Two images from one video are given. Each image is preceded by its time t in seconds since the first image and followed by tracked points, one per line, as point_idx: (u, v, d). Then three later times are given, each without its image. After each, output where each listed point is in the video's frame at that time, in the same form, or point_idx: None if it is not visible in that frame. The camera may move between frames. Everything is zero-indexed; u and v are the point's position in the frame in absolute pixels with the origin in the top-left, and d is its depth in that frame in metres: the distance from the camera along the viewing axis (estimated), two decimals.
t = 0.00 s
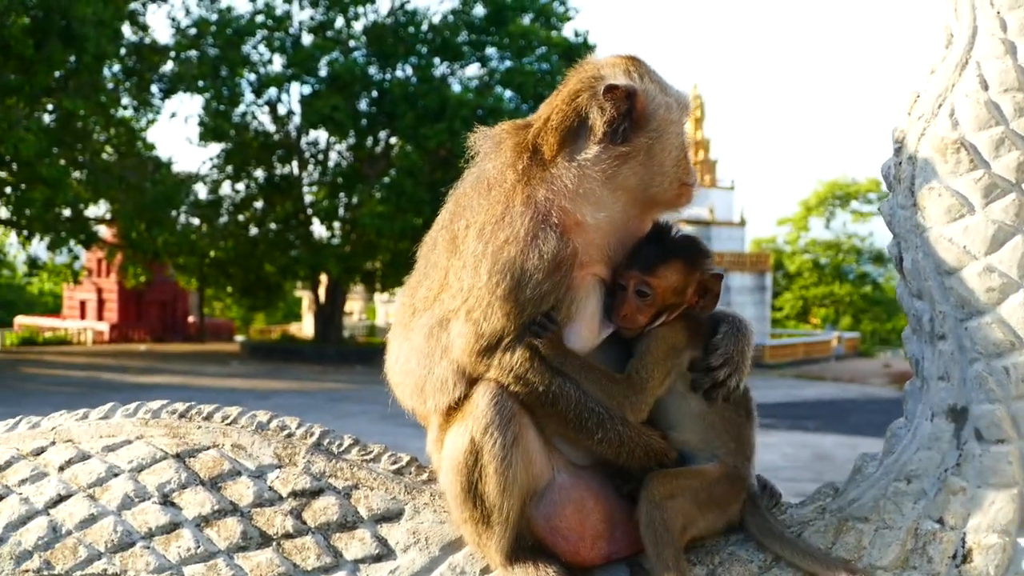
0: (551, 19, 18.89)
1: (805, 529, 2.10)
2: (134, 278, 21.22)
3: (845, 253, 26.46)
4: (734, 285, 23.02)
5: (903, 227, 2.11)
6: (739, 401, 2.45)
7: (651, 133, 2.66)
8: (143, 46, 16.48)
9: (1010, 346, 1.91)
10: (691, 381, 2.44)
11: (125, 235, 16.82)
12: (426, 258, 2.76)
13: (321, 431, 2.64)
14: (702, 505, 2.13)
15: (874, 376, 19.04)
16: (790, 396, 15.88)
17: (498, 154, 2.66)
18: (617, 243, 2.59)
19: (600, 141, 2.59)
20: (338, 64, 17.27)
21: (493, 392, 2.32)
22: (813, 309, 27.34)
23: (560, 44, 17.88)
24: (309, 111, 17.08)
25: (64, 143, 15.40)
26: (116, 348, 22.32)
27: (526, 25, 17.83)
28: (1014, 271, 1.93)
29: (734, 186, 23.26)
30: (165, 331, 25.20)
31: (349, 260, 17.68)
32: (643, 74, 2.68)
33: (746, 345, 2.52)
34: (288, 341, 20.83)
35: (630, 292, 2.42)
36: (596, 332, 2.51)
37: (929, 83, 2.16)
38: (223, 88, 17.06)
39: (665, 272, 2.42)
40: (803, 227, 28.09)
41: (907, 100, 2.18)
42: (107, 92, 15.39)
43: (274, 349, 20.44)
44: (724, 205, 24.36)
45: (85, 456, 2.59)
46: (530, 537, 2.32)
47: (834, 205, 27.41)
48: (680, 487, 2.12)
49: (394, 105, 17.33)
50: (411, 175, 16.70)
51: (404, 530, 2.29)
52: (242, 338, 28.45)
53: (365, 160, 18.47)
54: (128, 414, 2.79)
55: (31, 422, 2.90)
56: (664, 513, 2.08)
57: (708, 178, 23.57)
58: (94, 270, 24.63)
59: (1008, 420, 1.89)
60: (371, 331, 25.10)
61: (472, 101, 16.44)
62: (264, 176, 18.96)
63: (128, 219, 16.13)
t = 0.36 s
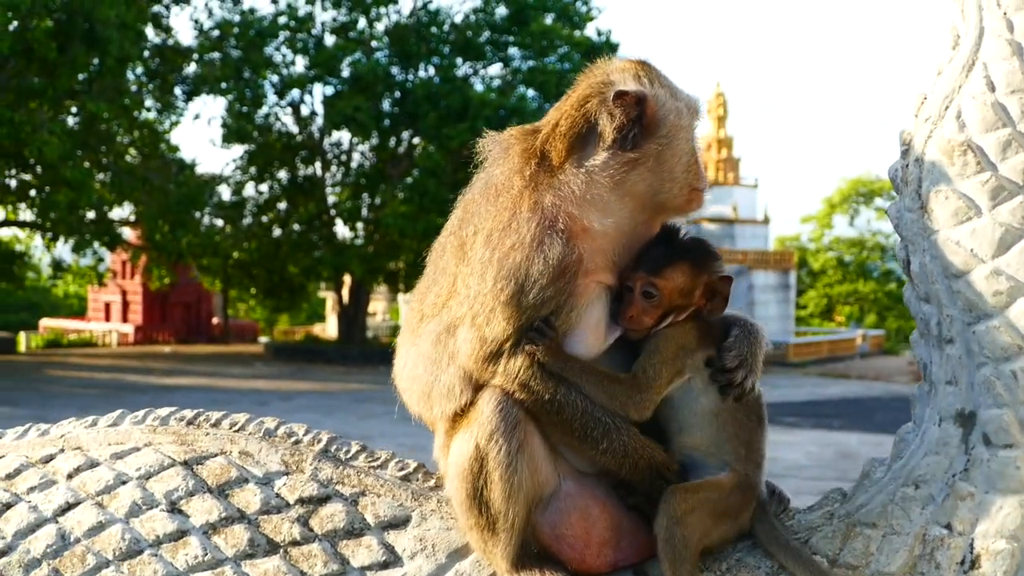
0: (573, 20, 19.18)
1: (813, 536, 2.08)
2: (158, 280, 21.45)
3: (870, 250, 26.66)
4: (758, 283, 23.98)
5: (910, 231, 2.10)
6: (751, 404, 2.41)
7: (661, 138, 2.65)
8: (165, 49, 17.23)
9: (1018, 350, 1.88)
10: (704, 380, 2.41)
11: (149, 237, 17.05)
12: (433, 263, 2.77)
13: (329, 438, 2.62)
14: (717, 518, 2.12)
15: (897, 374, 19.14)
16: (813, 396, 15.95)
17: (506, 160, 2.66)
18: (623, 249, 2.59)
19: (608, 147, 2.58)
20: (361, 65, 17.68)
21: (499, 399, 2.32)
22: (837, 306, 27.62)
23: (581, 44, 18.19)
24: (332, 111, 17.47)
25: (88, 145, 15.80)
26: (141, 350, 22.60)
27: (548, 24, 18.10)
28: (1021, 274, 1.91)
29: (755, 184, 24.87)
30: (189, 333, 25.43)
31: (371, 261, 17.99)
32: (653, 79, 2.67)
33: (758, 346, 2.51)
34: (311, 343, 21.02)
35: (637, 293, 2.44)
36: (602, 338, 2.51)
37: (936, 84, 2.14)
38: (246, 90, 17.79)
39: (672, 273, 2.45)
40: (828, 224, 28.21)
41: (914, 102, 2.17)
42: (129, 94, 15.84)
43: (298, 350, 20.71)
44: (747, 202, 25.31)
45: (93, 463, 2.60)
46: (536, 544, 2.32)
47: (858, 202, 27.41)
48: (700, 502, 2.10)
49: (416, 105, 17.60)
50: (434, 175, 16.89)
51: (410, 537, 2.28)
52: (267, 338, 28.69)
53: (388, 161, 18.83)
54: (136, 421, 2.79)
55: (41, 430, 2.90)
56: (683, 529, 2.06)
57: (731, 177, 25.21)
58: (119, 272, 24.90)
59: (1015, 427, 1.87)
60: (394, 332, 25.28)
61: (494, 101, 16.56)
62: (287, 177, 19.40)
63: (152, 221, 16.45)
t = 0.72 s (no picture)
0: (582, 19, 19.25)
1: (796, 541, 2.07)
2: (166, 281, 21.49)
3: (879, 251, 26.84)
4: (768, 283, 24.65)
5: (893, 236, 2.09)
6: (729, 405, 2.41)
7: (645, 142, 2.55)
8: (174, 50, 17.38)
9: (999, 356, 1.88)
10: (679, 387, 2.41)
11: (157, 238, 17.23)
12: (412, 271, 2.77)
13: (314, 443, 2.61)
14: (697, 522, 2.12)
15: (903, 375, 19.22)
16: (819, 397, 15.99)
17: (481, 167, 2.66)
18: (599, 256, 2.55)
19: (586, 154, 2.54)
20: (369, 65, 17.77)
21: (482, 403, 2.32)
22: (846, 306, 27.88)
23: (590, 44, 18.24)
24: (340, 112, 17.57)
25: (97, 146, 15.92)
26: (148, 351, 22.68)
27: (556, 23, 18.17)
28: (1002, 279, 1.90)
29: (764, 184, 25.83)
30: (198, 333, 25.40)
31: (380, 261, 18.07)
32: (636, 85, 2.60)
33: (740, 351, 2.50)
34: (320, 343, 21.10)
35: (613, 302, 2.42)
36: (580, 342, 2.50)
37: (919, 89, 2.14)
38: (254, 90, 17.85)
39: (647, 282, 2.41)
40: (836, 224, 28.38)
41: (898, 107, 2.17)
42: (138, 95, 16.06)
43: (307, 350, 20.84)
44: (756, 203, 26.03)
45: (79, 468, 2.60)
46: (519, 549, 2.31)
47: (866, 202, 27.55)
48: (677, 507, 2.12)
49: (424, 105, 17.66)
50: (443, 176, 16.93)
51: (394, 543, 2.28)
52: (274, 338, 28.78)
53: (397, 161, 18.90)
54: (123, 426, 2.77)
55: (29, 434, 2.90)
56: (660, 535, 2.08)
57: (740, 178, 25.98)
58: (128, 273, 25.25)
59: (996, 432, 1.86)
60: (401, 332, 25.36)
61: (502, 101, 16.61)
62: (295, 177, 19.52)
63: (160, 222, 16.55)
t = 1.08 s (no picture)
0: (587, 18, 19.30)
1: (777, 548, 2.07)
2: (170, 280, 21.44)
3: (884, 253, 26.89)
4: (773, 284, 24.65)
5: (875, 241, 2.09)
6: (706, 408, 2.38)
7: (581, 177, 2.45)
8: (179, 48, 17.45)
9: (979, 363, 1.88)
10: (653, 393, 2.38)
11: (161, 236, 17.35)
12: (399, 265, 2.93)
13: (299, 445, 2.61)
14: (674, 525, 2.12)
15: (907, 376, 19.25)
16: (822, 399, 16.00)
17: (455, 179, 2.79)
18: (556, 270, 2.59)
19: (525, 182, 2.54)
20: (374, 64, 17.81)
21: (441, 403, 2.41)
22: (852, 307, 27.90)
23: (595, 43, 18.33)
24: (345, 110, 17.59)
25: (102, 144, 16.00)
26: (152, 348, 22.68)
27: (561, 23, 18.19)
28: (984, 286, 1.90)
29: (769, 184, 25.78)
30: (201, 330, 25.53)
31: (384, 260, 18.08)
32: (585, 114, 2.49)
33: (716, 360, 2.50)
34: (324, 342, 21.15)
35: (585, 313, 2.41)
36: (543, 344, 2.55)
37: (902, 94, 2.15)
38: (259, 89, 17.88)
39: (618, 292, 2.37)
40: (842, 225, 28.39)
41: (880, 112, 2.18)
42: (143, 93, 16.16)
43: (312, 349, 20.89)
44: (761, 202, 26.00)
45: (65, 469, 2.59)
46: (498, 551, 2.32)
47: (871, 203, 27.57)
48: (653, 508, 2.10)
49: (429, 104, 17.66)
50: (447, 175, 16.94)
51: (377, 545, 2.28)
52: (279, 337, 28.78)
53: (401, 160, 18.84)
54: (109, 427, 2.77)
55: (16, 434, 2.88)
56: (635, 537, 2.07)
57: (745, 178, 25.98)
58: (132, 270, 24.77)
59: (976, 437, 1.85)
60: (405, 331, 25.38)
61: (506, 100, 16.60)
62: (299, 176, 19.60)
63: (165, 220, 16.60)
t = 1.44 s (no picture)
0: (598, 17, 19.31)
1: (770, 547, 2.08)
2: (178, 273, 21.54)
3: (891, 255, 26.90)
4: (780, 286, 24.55)
5: (871, 242, 2.10)
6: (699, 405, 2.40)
7: (571, 182, 2.49)
8: (190, 42, 17.53)
9: (974, 366, 1.88)
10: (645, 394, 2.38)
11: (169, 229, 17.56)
12: (396, 256, 2.95)
13: (296, 438, 2.61)
14: (664, 522, 2.13)
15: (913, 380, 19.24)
16: (828, 402, 16.01)
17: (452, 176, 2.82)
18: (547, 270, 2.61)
19: (516, 184, 2.57)
20: (384, 61, 17.85)
21: (436, 405, 2.45)
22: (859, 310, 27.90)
23: (605, 43, 18.33)
24: (355, 106, 17.63)
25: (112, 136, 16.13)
26: (159, 341, 22.72)
27: (572, 22, 18.17)
28: (982, 290, 1.90)
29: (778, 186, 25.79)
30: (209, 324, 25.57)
31: (392, 257, 18.07)
32: (578, 118, 2.50)
33: (710, 362, 2.52)
34: (331, 337, 21.20)
35: (578, 313, 2.42)
36: (531, 341, 2.58)
37: (901, 95, 2.16)
38: (269, 84, 17.90)
39: (610, 292, 2.39)
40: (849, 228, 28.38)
41: (880, 113, 2.19)
42: (153, 87, 16.25)
43: (318, 344, 20.93)
44: (769, 204, 26.04)
45: (63, 458, 2.58)
46: (491, 546, 2.36)
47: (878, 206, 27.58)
48: (644, 505, 2.12)
49: (438, 101, 17.66)
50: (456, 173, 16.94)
51: (372, 539, 2.28)
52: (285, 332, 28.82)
53: (410, 156, 18.90)
54: (108, 417, 2.77)
55: (14, 424, 2.89)
56: (626, 534, 2.08)
57: (753, 179, 26.01)
58: (141, 264, 25.16)
59: (969, 440, 1.86)
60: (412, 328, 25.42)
61: (516, 98, 16.60)
62: (308, 171, 19.66)
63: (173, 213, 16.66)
